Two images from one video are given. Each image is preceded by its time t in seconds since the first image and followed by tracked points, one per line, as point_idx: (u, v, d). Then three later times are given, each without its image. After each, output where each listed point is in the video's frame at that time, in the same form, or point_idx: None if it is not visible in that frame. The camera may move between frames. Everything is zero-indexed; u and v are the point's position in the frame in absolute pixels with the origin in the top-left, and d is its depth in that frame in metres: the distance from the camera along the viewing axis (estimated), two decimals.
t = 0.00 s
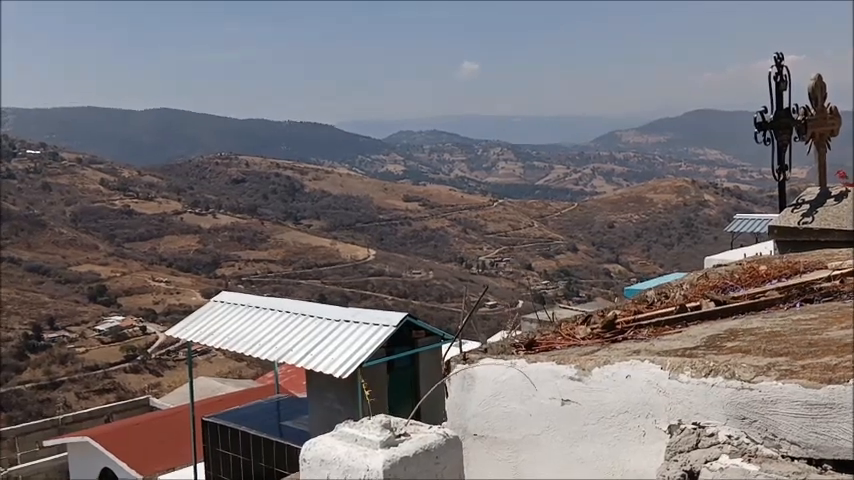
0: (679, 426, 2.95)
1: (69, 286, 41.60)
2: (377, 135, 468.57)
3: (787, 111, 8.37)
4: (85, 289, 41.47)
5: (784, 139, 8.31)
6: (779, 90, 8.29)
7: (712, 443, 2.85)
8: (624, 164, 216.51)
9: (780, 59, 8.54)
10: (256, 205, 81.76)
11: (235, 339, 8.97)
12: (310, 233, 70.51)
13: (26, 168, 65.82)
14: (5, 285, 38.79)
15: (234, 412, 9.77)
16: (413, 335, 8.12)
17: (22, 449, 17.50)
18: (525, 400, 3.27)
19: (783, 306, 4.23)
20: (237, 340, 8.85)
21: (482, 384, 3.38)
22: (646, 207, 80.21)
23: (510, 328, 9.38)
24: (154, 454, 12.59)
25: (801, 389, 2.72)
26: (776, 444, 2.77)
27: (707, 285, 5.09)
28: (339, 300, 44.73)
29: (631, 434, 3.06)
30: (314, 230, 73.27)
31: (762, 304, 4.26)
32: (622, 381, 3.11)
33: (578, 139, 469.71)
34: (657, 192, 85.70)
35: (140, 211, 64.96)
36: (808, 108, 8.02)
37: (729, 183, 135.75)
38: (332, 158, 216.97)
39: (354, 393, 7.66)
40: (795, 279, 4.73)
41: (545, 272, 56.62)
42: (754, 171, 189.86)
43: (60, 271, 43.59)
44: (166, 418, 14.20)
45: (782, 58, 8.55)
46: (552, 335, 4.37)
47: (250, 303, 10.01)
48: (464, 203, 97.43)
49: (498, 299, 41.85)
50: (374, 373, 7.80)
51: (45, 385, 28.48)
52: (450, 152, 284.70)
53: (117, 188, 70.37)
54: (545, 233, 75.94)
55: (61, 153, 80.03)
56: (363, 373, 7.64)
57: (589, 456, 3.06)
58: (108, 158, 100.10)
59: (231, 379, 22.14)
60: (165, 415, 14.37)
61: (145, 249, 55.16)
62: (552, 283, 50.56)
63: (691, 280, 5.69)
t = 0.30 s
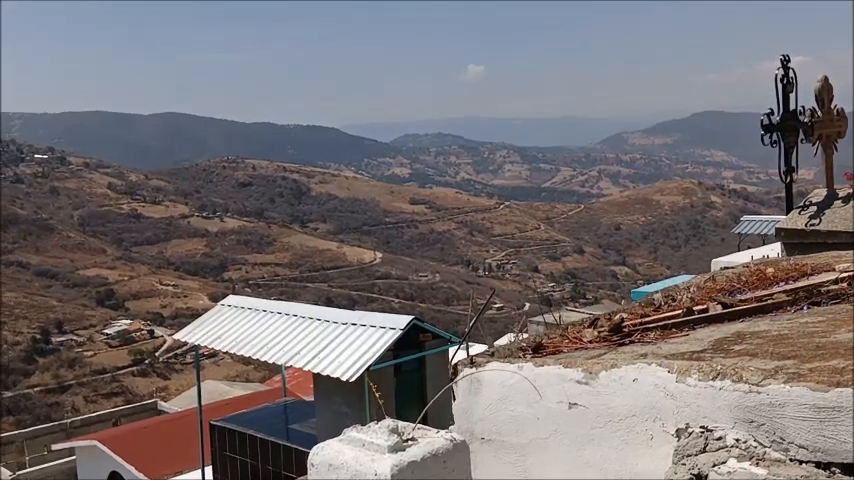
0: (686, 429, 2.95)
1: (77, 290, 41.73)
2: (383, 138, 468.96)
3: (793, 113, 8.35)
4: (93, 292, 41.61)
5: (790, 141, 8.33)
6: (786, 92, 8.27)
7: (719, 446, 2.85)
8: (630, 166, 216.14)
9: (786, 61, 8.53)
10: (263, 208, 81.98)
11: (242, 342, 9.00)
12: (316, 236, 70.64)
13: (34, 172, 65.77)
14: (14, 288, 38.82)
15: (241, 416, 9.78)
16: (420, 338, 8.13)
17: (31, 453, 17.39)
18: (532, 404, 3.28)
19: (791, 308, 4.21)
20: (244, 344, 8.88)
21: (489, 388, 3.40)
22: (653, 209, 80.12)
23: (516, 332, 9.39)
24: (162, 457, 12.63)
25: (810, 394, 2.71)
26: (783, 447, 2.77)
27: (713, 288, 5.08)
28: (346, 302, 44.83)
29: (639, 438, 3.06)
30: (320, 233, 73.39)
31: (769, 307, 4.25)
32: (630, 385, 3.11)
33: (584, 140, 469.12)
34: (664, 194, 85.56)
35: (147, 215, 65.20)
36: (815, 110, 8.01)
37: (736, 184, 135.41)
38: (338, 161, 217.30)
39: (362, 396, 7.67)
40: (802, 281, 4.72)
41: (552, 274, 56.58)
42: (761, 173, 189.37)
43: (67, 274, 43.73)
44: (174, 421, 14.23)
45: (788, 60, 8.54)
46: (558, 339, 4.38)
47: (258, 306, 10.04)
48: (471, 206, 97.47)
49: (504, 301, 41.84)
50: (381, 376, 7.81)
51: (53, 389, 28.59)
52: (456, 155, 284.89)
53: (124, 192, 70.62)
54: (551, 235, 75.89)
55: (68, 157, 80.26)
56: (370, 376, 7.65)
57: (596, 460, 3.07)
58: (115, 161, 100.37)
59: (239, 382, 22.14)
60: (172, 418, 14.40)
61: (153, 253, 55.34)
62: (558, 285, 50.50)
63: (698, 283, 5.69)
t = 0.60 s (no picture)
0: (702, 432, 2.95)
1: (93, 293, 42.08)
2: (396, 139, 469.61)
3: (809, 113, 8.28)
4: (109, 295, 41.95)
5: (807, 141, 8.26)
6: (801, 92, 8.21)
7: (737, 448, 2.85)
8: (644, 166, 215.07)
9: (801, 60, 8.46)
10: (277, 210, 82.38)
11: (257, 344, 9.05)
12: (330, 238, 70.84)
13: (51, 176, 66.20)
14: (31, 291, 39.14)
15: (256, 418, 9.82)
16: (435, 339, 8.15)
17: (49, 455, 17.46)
18: (547, 406, 3.31)
19: (808, 310, 4.19)
20: (259, 346, 8.94)
21: (504, 391, 3.44)
22: (668, 209, 79.69)
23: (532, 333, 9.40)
24: (179, 459, 12.75)
25: (828, 396, 2.69)
26: (801, 451, 2.75)
27: (730, 289, 5.05)
28: (361, 304, 44.94)
29: (656, 440, 3.08)
30: (334, 235, 73.60)
31: (786, 309, 4.22)
32: (646, 387, 3.13)
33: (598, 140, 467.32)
34: (678, 194, 85.04)
35: (162, 218, 65.67)
36: (831, 110, 7.94)
37: (751, 183, 134.41)
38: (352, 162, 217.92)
39: (377, 397, 7.69)
40: (819, 282, 4.69)
41: (566, 275, 56.40)
42: (777, 172, 187.82)
43: (84, 277, 44.10)
44: (190, 423, 14.32)
45: (803, 60, 8.47)
46: (574, 341, 4.38)
47: (272, 309, 10.10)
48: (484, 207, 97.40)
49: (518, 302, 41.77)
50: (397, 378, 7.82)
51: (71, 391, 28.84)
52: (470, 156, 284.77)
53: (139, 195, 71.15)
54: (565, 236, 75.66)
55: (84, 161, 80.89)
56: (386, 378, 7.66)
57: (613, 464, 3.08)
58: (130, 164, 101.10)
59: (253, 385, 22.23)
60: (188, 420, 14.50)
61: (168, 256, 55.75)
62: (573, 285, 50.32)
63: (714, 284, 5.67)
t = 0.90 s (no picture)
0: (724, 435, 2.99)
1: (115, 294, 42.54)
2: (414, 140, 470.22)
3: (831, 113, 8.18)
4: (130, 296, 42.41)
5: (828, 142, 8.16)
6: (823, 92, 8.11)
7: (758, 452, 2.89)
8: (664, 166, 213.47)
9: (823, 60, 8.36)
10: (296, 212, 82.83)
11: (277, 345, 9.13)
12: (349, 239, 71.08)
13: (73, 178, 67.07)
14: (54, 292, 39.61)
15: (276, 419, 9.89)
16: (454, 340, 8.17)
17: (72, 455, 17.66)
18: (567, 410, 3.39)
19: (829, 312, 4.16)
20: (278, 347, 9.01)
21: (525, 394, 3.54)
22: (688, 209, 79.07)
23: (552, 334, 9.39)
24: (200, 459, 12.88)
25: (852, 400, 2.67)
26: (823, 454, 2.75)
27: (750, 291, 5.02)
28: (379, 304, 45.07)
29: (677, 443, 3.12)
30: (353, 236, 73.82)
31: (808, 311, 4.19)
32: (666, 391, 3.17)
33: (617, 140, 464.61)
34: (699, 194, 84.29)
35: (183, 219, 66.26)
36: None
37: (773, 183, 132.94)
38: (370, 162, 218.33)
39: (396, 399, 7.74)
40: (841, 284, 4.66)
41: (585, 276, 56.10)
42: (800, 172, 185.58)
43: (106, 278, 44.59)
44: (210, 424, 14.45)
45: (825, 59, 8.37)
46: (593, 343, 4.40)
47: (291, 310, 10.17)
48: (503, 207, 97.21)
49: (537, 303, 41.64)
50: (417, 377, 7.85)
51: (92, 391, 29.19)
52: (488, 157, 284.19)
53: (160, 196, 71.81)
54: (584, 236, 75.29)
55: (106, 163, 81.81)
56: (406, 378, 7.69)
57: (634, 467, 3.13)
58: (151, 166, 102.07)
59: (273, 385, 22.38)
60: (208, 420, 14.63)
61: (188, 257, 56.28)
62: (592, 286, 50.05)
63: (734, 287, 5.64)
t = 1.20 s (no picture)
0: (751, 438, 3.10)
1: (141, 294, 43.06)
2: (437, 140, 470.22)
3: None
4: (156, 296, 42.93)
5: None
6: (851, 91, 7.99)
7: (786, 456, 2.97)
8: (690, 165, 211.11)
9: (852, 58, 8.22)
10: (320, 212, 83.27)
11: (301, 345, 9.21)
12: (372, 239, 71.29)
13: (100, 180, 67.98)
14: (82, 292, 40.21)
15: (301, 418, 9.99)
16: (477, 341, 8.18)
17: (99, 453, 17.85)
18: (592, 410, 3.57)
19: None
20: (303, 347, 9.10)
21: (550, 395, 3.75)
22: (714, 209, 78.13)
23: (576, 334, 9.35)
24: (224, 458, 13.02)
25: None
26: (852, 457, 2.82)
27: (778, 292, 4.96)
28: (403, 305, 45.16)
29: (704, 445, 3.25)
30: (376, 236, 74.07)
31: (836, 311, 4.13)
32: (692, 392, 3.32)
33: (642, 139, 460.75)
34: (725, 193, 83.21)
35: (208, 220, 66.93)
36: None
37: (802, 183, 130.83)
38: (393, 162, 218.64)
39: (420, 399, 7.76)
40: None
41: (609, 276, 55.70)
42: (829, 171, 182.46)
43: (132, 278, 45.17)
44: (235, 423, 14.59)
45: None
46: (618, 345, 4.59)
47: (315, 310, 10.26)
48: (526, 207, 96.82)
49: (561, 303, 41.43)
50: (441, 378, 7.89)
51: (119, 391, 29.61)
52: (512, 156, 283.15)
53: (185, 197, 72.56)
54: (609, 236, 74.71)
55: (132, 164, 82.83)
56: (429, 379, 7.72)
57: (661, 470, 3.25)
58: (177, 167, 103.09)
59: (296, 386, 22.53)
60: (234, 420, 14.79)
61: (213, 257, 56.85)
62: (616, 287, 49.65)
63: (762, 287, 5.58)
